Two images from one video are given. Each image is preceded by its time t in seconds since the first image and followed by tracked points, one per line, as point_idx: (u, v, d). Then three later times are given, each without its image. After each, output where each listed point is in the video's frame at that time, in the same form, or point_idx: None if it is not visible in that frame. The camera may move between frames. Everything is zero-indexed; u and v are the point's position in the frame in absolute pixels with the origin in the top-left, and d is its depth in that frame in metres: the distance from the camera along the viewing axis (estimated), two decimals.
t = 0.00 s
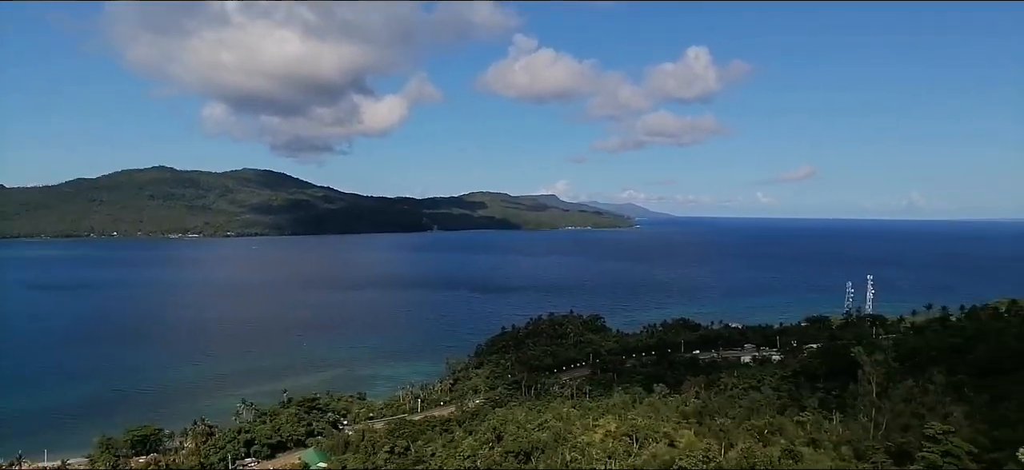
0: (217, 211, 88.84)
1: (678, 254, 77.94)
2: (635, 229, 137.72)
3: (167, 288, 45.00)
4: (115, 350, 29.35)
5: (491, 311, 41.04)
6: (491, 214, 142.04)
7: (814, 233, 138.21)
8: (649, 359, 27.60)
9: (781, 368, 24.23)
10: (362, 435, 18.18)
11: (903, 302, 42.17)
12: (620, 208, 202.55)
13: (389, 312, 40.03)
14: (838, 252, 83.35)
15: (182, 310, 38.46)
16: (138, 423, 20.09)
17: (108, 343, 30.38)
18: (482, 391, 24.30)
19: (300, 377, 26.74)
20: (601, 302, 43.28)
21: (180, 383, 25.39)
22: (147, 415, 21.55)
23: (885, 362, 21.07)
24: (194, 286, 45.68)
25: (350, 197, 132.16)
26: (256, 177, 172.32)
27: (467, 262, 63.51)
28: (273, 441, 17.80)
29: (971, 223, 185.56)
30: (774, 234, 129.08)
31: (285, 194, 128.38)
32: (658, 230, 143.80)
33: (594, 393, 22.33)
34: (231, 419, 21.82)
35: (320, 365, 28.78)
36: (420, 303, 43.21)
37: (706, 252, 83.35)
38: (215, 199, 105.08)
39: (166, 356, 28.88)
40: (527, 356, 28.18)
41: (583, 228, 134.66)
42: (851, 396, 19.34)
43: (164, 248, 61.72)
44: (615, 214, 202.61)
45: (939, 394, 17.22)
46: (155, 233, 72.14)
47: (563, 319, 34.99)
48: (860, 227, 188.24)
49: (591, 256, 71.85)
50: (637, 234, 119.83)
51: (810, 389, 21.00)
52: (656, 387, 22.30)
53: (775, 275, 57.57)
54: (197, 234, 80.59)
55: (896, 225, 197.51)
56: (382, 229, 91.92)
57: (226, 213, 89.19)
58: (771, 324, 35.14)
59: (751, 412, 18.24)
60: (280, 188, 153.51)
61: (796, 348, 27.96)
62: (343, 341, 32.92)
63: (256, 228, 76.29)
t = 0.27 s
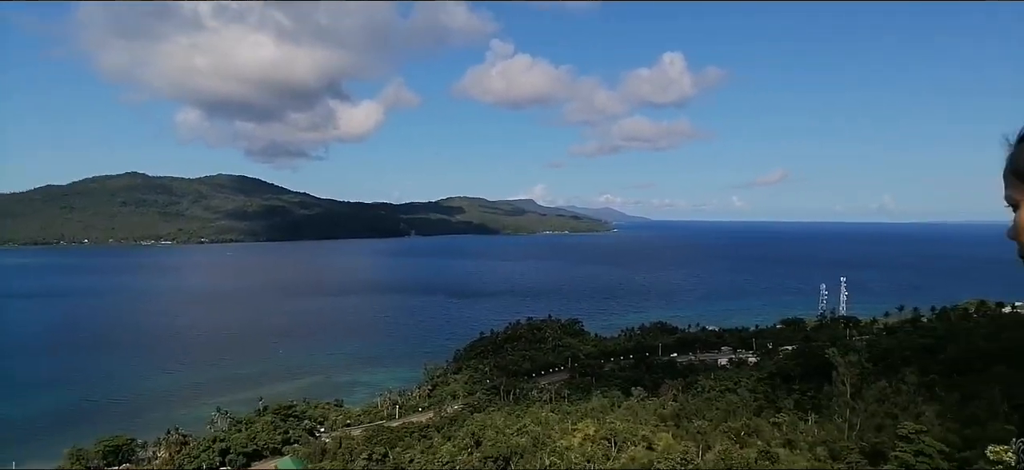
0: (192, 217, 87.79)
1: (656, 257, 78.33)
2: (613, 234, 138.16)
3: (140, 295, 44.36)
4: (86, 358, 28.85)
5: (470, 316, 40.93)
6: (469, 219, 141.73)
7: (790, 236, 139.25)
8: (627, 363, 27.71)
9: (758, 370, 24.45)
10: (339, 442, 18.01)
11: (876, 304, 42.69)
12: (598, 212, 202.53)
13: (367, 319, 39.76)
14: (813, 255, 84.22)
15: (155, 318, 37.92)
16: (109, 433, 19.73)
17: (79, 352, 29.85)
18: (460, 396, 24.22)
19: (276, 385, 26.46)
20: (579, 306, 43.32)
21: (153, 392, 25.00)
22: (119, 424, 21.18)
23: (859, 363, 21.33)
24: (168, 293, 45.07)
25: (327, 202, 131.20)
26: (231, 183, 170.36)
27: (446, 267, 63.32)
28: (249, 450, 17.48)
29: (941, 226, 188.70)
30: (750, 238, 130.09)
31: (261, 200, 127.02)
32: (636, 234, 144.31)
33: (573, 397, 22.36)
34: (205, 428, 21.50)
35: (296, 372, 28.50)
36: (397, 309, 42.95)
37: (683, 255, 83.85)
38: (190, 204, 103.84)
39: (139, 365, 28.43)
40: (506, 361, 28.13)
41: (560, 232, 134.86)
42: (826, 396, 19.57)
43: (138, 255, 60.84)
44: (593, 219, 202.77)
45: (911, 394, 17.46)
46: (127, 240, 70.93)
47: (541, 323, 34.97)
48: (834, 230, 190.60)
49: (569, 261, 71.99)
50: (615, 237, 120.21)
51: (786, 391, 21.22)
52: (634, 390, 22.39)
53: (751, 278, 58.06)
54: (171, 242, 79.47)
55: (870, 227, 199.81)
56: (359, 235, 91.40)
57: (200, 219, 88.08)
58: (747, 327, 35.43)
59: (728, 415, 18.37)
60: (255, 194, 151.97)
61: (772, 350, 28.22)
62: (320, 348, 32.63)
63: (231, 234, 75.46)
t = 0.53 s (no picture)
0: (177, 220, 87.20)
1: (643, 259, 78.58)
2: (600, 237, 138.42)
3: (124, 298, 43.96)
4: (68, 362, 28.55)
5: (457, 318, 40.90)
6: (456, 222, 141.53)
7: (776, 239, 139.79)
8: (614, 365, 27.77)
9: (743, 372, 24.60)
10: (326, 446, 17.93)
11: (860, 305, 43.05)
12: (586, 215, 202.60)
13: (353, 322, 39.60)
14: (798, 257, 84.82)
15: (139, 321, 37.58)
16: (92, 438, 19.50)
17: (62, 356, 29.55)
18: (448, 399, 24.20)
19: (261, 388, 26.30)
20: (566, 308, 43.37)
21: (137, 397, 24.82)
22: (102, 429, 20.96)
23: (843, 364, 21.51)
24: (152, 296, 44.70)
25: (314, 205, 130.61)
26: (216, 185, 169.18)
27: (432, 270, 63.22)
28: (234, 454, 17.26)
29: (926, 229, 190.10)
30: (736, 241, 130.70)
31: (247, 202, 126.32)
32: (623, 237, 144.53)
33: (560, 400, 22.39)
34: (190, 432, 21.30)
35: (282, 376, 28.35)
36: (384, 312, 42.81)
37: (670, 258, 84.21)
38: (174, 206, 103.12)
39: (123, 369, 28.16)
40: (493, 363, 28.15)
41: (548, 235, 134.98)
42: (811, 397, 19.71)
43: (122, 258, 60.29)
44: (580, 221, 202.72)
45: (895, 395, 17.61)
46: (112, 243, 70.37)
47: (528, 326, 34.99)
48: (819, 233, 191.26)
49: (556, 263, 72.07)
50: (602, 239, 120.44)
51: (771, 392, 21.36)
52: (621, 392, 22.45)
53: (737, 280, 58.38)
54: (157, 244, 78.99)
55: (856, 228, 200.61)
56: (346, 237, 91.10)
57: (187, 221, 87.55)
58: (733, 329, 35.64)
59: (714, 416, 18.46)
60: (241, 196, 150.99)
61: (758, 352, 28.39)
62: (307, 351, 32.51)
63: (217, 236, 74.97)
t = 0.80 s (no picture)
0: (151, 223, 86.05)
1: (620, 265, 78.91)
2: (578, 242, 138.66)
3: (95, 302, 43.23)
4: (37, 367, 28.02)
5: (434, 323, 40.74)
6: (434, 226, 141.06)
7: (752, 245, 140.83)
8: (591, 369, 27.85)
9: (719, 376, 24.81)
10: (300, 452, 17.77)
11: (834, 311, 43.60)
12: (564, 219, 202.62)
13: (329, 327, 39.29)
14: (774, 263, 85.65)
15: (110, 325, 36.99)
16: (60, 445, 19.14)
17: (30, 361, 28.99)
18: (424, 404, 24.13)
19: (234, 394, 26.00)
20: (544, 313, 43.40)
21: (107, 403, 24.41)
22: (72, 435, 20.59)
23: (816, 369, 21.77)
24: (123, 301, 44.02)
25: (290, 208, 129.48)
26: (191, 188, 166.97)
27: (410, 275, 62.97)
28: (207, 460, 17.06)
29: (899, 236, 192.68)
30: (713, 246, 131.55)
31: (222, 206, 124.84)
32: (601, 243, 144.81)
33: (537, 404, 22.41)
34: (162, 439, 20.97)
35: (257, 381, 28.04)
36: (361, 317, 42.52)
37: (647, 263, 84.57)
38: (148, 209, 101.80)
39: (93, 374, 27.68)
40: (470, 368, 28.10)
41: (526, 240, 134.97)
42: (785, 401, 19.94)
43: (93, 261, 59.33)
44: (558, 227, 202.83)
45: (867, 399, 17.87)
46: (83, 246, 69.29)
47: (506, 331, 34.95)
48: (795, 240, 193.05)
49: (534, 268, 72.13)
50: (580, 245, 120.64)
51: (746, 396, 21.58)
52: (598, 397, 22.54)
53: (713, 285, 58.82)
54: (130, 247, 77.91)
55: (832, 234, 202.56)
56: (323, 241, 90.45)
57: (160, 225, 86.41)
58: (709, 334, 35.92)
59: (690, 420, 18.60)
60: (216, 199, 149.19)
61: (733, 356, 28.63)
62: (282, 356, 32.20)
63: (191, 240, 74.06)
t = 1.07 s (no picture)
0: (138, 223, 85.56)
1: (610, 263, 79.13)
2: (568, 241, 138.90)
3: (82, 303, 42.92)
4: (24, 369, 27.78)
5: (424, 322, 40.73)
6: (425, 225, 140.99)
7: (741, 242, 141.44)
8: (581, 367, 27.94)
9: (709, 373, 24.97)
10: (292, 451, 17.74)
11: (822, 307, 43.89)
12: (555, 218, 202.64)
13: (319, 327, 39.17)
14: (763, 261, 86.08)
15: (98, 327, 36.74)
16: (49, 447, 19.00)
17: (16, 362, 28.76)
18: (415, 404, 24.12)
19: (224, 395, 25.89)
20: (534, 312, 43.44)
21: (96, 404, 24.25)
22: (60, 437, 20.47)
23: (806, 365, 21.92)
24: (111, 301, 43.72)
25: (280, 208, 129.03)
26: (179, 188, 166.02)
27: (400, 274, 62.91)
28: (197, 461, 17.03)
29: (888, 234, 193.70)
30: (702, 244, 132.13)
31: (210, 205, 124.17)
32: (592, 240, 145.00)
33: (528, 403, 22.45)
34: (151, 440, 20.86)
35: (247, 382, 27.95)
36: (351, 317, 42.41)
37: (637, 261, 84.91)
38: (136, 208, 101.19)
39: (81, 375, 27.49)
40: (461, 367, 28.10)
41: (516, 238, 135.10)
42: (774, 398, 20.08)
43: (80, 261, 58.89)
44: (548, 225, 203.17)
45: (856, 395, 17.99)
46: (70, 247, 68.90)
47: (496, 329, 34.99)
48: (784, 238, 193.66)
49: (524, 267, 72.22)
50: (570, 243, 120.88)
51: (736, 392, 21.74)
52: (590, 394, 22.62)
53: (702, 282, 59.11)
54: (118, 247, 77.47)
55: (823, 231, 202.64)
56: (312, 241, 90.17)
57: (148, 225, 85.91)
58: (698, 331, 36.13)
59: (681, 417, 18.70)
60: (204, 198, 148.38)
61: (723, 353, 28.80)
62: (272, 356, 32.12)
63: (180, 240, 73.68)
